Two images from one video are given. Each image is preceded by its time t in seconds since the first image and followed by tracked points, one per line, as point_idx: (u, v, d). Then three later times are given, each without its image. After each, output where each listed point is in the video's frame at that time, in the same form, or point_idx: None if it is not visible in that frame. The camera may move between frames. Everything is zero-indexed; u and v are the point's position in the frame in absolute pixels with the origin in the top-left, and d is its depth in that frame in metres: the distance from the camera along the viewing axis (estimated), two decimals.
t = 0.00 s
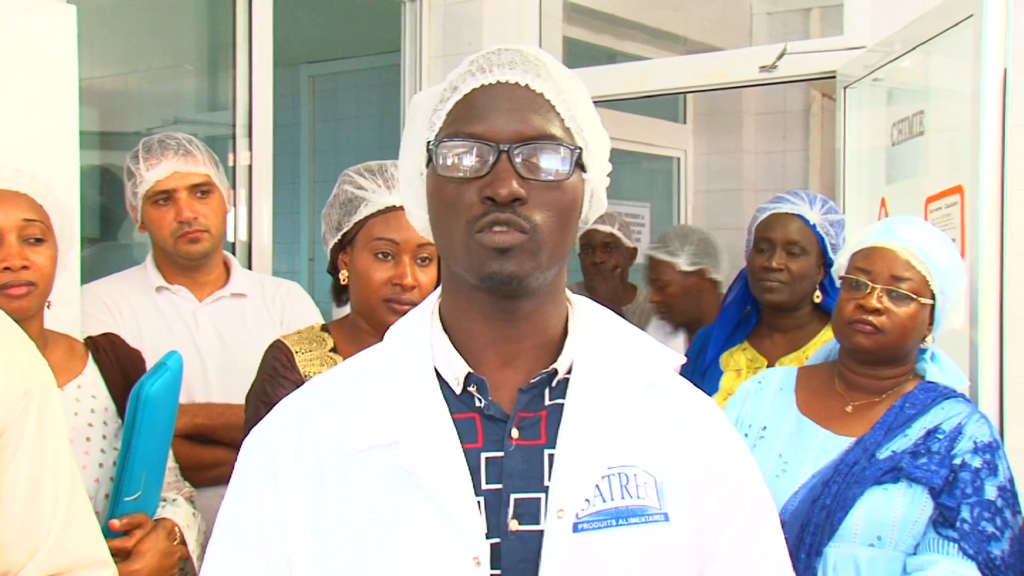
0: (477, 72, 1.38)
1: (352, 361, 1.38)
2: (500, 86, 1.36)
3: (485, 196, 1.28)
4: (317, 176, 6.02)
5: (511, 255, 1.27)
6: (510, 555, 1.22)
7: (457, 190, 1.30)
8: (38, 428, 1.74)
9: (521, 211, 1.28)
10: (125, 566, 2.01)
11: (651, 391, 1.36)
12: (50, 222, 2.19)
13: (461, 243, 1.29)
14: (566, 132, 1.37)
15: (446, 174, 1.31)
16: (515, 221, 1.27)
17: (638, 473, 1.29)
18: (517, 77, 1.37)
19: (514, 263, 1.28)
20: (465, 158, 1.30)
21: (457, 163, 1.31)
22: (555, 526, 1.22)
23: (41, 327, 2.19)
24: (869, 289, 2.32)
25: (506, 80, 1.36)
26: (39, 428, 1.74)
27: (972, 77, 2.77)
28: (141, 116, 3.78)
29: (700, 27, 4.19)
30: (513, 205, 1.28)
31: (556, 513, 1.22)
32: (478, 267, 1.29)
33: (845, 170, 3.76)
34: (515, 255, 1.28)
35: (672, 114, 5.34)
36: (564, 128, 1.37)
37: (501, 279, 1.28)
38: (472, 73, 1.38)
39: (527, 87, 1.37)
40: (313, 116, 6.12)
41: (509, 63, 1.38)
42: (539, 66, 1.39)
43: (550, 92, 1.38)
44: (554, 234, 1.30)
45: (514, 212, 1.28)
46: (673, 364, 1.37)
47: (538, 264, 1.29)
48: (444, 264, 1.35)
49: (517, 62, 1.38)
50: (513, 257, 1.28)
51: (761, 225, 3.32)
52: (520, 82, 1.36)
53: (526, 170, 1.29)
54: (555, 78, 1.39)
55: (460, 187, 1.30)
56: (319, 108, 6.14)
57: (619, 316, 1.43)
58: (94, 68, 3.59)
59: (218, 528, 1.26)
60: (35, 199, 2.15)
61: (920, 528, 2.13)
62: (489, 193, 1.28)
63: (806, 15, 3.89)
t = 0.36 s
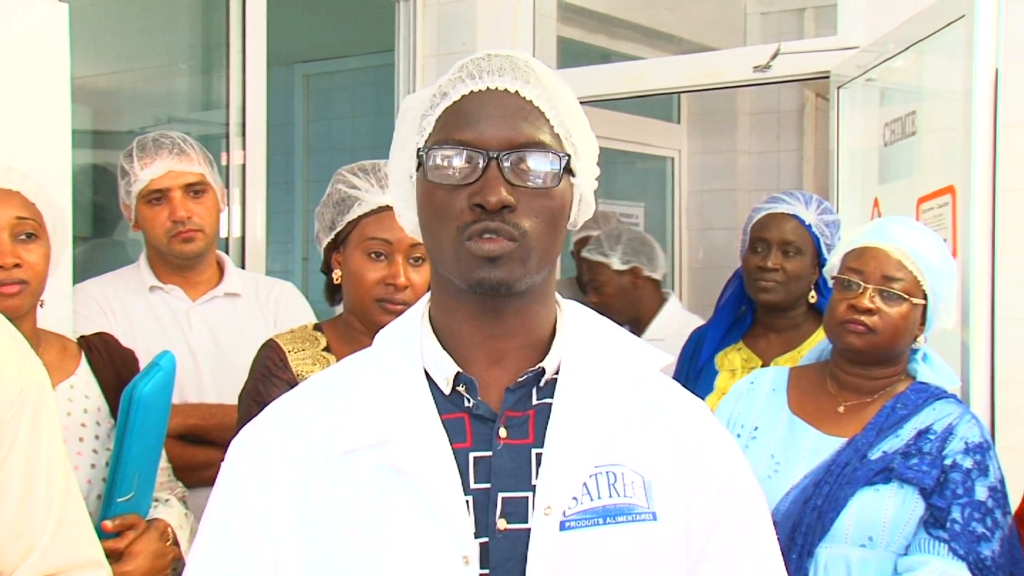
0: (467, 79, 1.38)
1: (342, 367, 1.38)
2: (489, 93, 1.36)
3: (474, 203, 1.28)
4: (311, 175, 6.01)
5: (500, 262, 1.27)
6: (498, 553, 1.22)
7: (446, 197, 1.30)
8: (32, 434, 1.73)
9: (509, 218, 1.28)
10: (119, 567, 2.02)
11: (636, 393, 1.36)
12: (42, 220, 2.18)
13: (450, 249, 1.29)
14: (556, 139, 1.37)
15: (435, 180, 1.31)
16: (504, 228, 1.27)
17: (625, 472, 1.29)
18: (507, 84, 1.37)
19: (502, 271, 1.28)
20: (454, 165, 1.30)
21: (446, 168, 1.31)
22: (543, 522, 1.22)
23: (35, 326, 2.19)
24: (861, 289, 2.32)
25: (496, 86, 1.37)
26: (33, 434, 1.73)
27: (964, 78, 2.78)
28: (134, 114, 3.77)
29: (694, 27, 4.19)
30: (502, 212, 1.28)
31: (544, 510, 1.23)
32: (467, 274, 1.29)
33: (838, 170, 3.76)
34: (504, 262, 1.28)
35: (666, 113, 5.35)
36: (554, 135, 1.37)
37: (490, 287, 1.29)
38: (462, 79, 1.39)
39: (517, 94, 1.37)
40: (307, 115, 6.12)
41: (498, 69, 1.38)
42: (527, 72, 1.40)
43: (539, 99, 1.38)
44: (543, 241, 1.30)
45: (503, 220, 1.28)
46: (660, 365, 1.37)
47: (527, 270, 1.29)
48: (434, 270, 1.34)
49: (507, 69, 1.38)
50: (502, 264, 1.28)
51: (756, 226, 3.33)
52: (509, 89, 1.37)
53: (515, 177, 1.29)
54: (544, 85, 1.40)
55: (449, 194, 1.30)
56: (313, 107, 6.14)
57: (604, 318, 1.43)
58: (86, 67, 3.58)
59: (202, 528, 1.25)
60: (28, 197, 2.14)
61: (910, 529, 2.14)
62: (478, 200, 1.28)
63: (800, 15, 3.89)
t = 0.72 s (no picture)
0: (464, 78, 1.37)
1: (337, 364, 1.37)
2: (487, 92, 1.36)
3: (470, 204, 1.28)
4: (305, 175, 6.01)
5: (496, 264, 1.28)
6: (494, 556, 1.22)
7: (443, 197, 1.30)
8: (27, 433, 1.72)
9: (506, 219, 1.28)
10: (115, 569, 2.01)
11: (634, 393, 1.36)
12: (38, 219, 2.18)
13: (446, 250, 1.29)
14: (554, 138, 1.37)
15: (432, 180, 1.31)
16: (501, 230, 1.28)
17: (622, 474, 1.29)
18: (504, 83, 1.36)
19: (498, 273, 1.28)
20: (452, 164, 1.30)
21: (442, 168, 1.30)
22: (538, 525, 1.21)
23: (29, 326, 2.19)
24: (855, 289, 2.33)
25: (493, 85, 1.36)
26: (29, 433, 1.72)
27: (958, 79, 2.78)
28: (129, 115, 3.77)
29: (689, 27, 4.19)
30: (498, 213, 1.28)
31: (540, 513, 1.22)
32: (462, 276, 1.29)
33: (832, 171, 3.77)
34: (500, 264, 1.28)
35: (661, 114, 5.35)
36: (551, 135, 1.37)
37: (485, 288, 1.29)
38: (460, 78, 1.38)
39: (514, 94, 1.37)
40: (302, 116, 6.11)
41: (496, 68, 1.37)
42: (525, 71, 1.39)
43: (537, 98, 1.38)
44: (540, 242, 1.30)
45: (499, 221, 1.28)
46: (657, 366, 1.37)
47: (523, 272, 1.30)
48: (430, 270, 1.35)
49: (504, 67, 1.38)
50: (498, 266, 1.28)
51: (751, 227, 3.33)
52: (507, 88, 1.36)
53: (512, 177, 1.29)
54: (542, 84, 1.39)
55: (446, 194, 1.30)
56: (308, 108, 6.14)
57: (602, 319, 1.43)
58: (82, 67, 3.58)
59: (200, 529, 1.25)
60: (24, 195, 2.14)
61: (905, 530, 2.14)
62: (475, 201, 1.28)
63: (795, 16, 3.90)
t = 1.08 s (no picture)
0: (456, 82, 1.37)
1: (332, 366, 1.37)
2: (479, 97, 1.36)
3: (463, 208, 1.28)
4: (300, 177, 6.00)
5: (490, 268, 1.28)
6: (489, 560, 1.22)
7: (436, 202, 1.30)
8: (19, 435, 1.72)
9: (499, 223, 1.28)
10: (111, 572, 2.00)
11: (632, 396, 1.35)
12: (36, 224, 2.16)
13: (439, 255, 1.29)
14: (547, 143, 1.37)
15: (424, 185, 1.31)
16: (493, 234, 1.27)
17: (618, 478, 1.28)
18: (496, 88, 1.36)
19: (492, 277, 1.28)
20: (443, 169, 1.30)
21: (434, 173, 1.30)
22: (532, 530, 1.22)
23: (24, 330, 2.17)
24: (847, 292, 2.33)
25: (484, 90, 1.36)
26: (20, 436, 1.72)
27: (951, 82, 2.79)
28: (123, 117, 3.76)
29: (683, 30, 4.20)
30: (491, 218, 1.28)
31: (534, 518, 1.22)
32: (456, 281, 1.29)
33: (826, 173, 3.77)
34: (493, 268, 1.28)
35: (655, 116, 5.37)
36: (545, 138, 1.37)
37: (479, 292, 1.29)
38: (452, 83, 1.38)
39: (506, 98, 1.37)
40: (296, 118, 6.10)
41: (487, 73, 1.38)
42: (518, 75, 1.39)
43: (530, 102, 1.38)
44: (533, 245, 1.30)
45: (492, 225, 1.28)
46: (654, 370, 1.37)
47: (518, 276, 1.30)
48: (427, 276, 1.35)
49: (496, 72, 1.38)
50: (491, 270, 1.28)
51: (745, 229, 3.33)
52: (498, 92, 1.36)
53: (504, 181, 1.29)
54: (534, 88, 1.39)
55: (439, 199, 1.30)
56: (303, 109, 6.14)
57: (599, 320, 1.44)
58: (75, 70, 3.57)
59: (196, 533, 1.25)
60: (23, 201, 2.12)
61: (897, 532, 2.14)
62: (467, 205, 1.28)
63: (789, 18, 3.91)
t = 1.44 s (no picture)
0: (449, 86, 1.38)
1: (338, 364, 1.38)
2: (471, 99, 1.36)
3: (453, 210, 1.29)
4: (298, 178, 6.00)
5: (479, 271, 1.28)
6: (492, 556, 1.22)
7: (428, 204, 1.31)
8: (19, 433, 1.72)
9: (487, 225, 1.28)
10: None
11: (634, 392, 1.35)
12: (39, 225, 2.17)
13: (431, 258, 1.30)
14: (542, 145, 1.37)
15: (418, 188, 1.31)
16: (482, 236, 1.27)
17: (622, 475, 1.28)
18: (488, 90, 1.36)
19: (482, 279, 1.29)
20: (435, 172, 1.31)
21: (426, 176, 1.31)
22: (536, 526, 1.21)
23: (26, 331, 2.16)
24: (846, 291, 2.33)
25: (476, 93, 1.36)
26: (19, 435, 1.72)
27: (950, 82, 2.79)
28: (121, 118, 3.75)
29: (682, 30, 4.20)
30: (480, 219, 1.28)
31: (537, 513, 1.22)
32: (448, 284, 1.29)
33: (826, 173, 3.77)
34: (483, 270, 1.28)
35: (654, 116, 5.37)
36: (539, 141, 1.37)
37: (471, 295, 1.29)
38: (446, 87, 1.38)
39: (499, 100, 1.36)
40: (295, 119, 6.10)
41: (480, 75, 1.38)
42: (512, 77, 1.38)
43: (523, 104, 1.37)
44: (524, 247, 1.29)
45: (481, 227, 1.28)
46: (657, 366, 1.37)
47: (509, 278, 1.30)
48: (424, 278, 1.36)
49: (489, 74, 1.38)
50: (481, 272, 1.28)
51: (745, 230, 3.33)
52: (490, 95, 1.36)
53: (494, 182, 1.29)
54: (529, 89, 1.38)
55: (430, 202, 1.31)
56: (302, 110, 6.14)
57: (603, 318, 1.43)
58: (74, 71, 3.57)
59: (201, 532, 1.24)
60: (27, 202, 2.13)
61: (896, 531, 2.14)
62: (457, 207, 1.28)
63: (788, 18, 3.91)
